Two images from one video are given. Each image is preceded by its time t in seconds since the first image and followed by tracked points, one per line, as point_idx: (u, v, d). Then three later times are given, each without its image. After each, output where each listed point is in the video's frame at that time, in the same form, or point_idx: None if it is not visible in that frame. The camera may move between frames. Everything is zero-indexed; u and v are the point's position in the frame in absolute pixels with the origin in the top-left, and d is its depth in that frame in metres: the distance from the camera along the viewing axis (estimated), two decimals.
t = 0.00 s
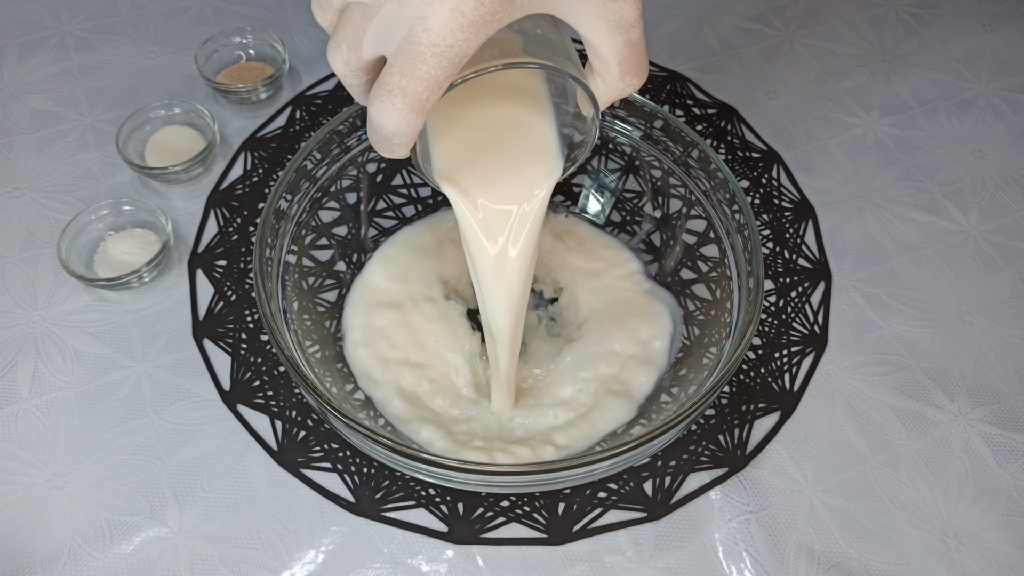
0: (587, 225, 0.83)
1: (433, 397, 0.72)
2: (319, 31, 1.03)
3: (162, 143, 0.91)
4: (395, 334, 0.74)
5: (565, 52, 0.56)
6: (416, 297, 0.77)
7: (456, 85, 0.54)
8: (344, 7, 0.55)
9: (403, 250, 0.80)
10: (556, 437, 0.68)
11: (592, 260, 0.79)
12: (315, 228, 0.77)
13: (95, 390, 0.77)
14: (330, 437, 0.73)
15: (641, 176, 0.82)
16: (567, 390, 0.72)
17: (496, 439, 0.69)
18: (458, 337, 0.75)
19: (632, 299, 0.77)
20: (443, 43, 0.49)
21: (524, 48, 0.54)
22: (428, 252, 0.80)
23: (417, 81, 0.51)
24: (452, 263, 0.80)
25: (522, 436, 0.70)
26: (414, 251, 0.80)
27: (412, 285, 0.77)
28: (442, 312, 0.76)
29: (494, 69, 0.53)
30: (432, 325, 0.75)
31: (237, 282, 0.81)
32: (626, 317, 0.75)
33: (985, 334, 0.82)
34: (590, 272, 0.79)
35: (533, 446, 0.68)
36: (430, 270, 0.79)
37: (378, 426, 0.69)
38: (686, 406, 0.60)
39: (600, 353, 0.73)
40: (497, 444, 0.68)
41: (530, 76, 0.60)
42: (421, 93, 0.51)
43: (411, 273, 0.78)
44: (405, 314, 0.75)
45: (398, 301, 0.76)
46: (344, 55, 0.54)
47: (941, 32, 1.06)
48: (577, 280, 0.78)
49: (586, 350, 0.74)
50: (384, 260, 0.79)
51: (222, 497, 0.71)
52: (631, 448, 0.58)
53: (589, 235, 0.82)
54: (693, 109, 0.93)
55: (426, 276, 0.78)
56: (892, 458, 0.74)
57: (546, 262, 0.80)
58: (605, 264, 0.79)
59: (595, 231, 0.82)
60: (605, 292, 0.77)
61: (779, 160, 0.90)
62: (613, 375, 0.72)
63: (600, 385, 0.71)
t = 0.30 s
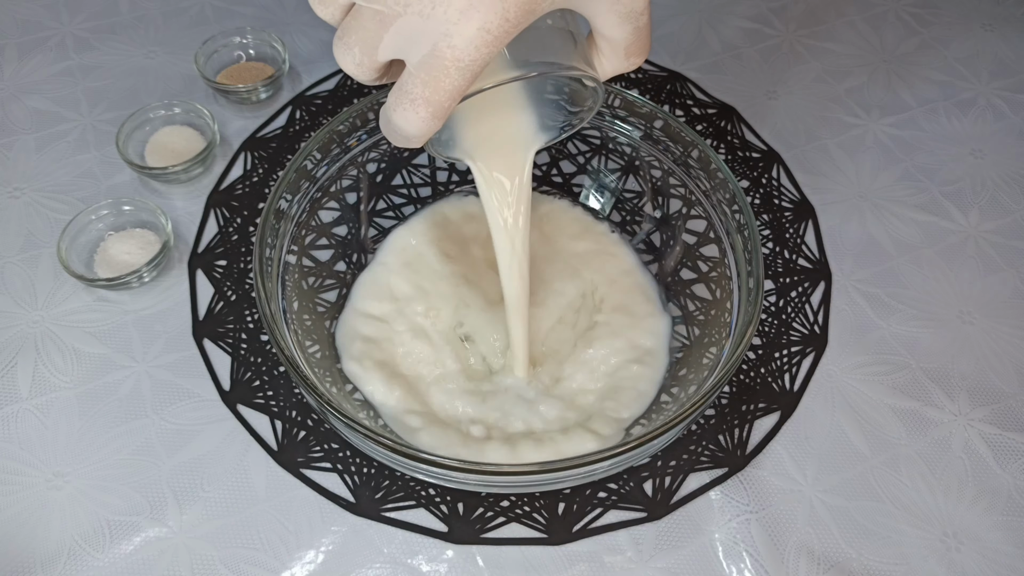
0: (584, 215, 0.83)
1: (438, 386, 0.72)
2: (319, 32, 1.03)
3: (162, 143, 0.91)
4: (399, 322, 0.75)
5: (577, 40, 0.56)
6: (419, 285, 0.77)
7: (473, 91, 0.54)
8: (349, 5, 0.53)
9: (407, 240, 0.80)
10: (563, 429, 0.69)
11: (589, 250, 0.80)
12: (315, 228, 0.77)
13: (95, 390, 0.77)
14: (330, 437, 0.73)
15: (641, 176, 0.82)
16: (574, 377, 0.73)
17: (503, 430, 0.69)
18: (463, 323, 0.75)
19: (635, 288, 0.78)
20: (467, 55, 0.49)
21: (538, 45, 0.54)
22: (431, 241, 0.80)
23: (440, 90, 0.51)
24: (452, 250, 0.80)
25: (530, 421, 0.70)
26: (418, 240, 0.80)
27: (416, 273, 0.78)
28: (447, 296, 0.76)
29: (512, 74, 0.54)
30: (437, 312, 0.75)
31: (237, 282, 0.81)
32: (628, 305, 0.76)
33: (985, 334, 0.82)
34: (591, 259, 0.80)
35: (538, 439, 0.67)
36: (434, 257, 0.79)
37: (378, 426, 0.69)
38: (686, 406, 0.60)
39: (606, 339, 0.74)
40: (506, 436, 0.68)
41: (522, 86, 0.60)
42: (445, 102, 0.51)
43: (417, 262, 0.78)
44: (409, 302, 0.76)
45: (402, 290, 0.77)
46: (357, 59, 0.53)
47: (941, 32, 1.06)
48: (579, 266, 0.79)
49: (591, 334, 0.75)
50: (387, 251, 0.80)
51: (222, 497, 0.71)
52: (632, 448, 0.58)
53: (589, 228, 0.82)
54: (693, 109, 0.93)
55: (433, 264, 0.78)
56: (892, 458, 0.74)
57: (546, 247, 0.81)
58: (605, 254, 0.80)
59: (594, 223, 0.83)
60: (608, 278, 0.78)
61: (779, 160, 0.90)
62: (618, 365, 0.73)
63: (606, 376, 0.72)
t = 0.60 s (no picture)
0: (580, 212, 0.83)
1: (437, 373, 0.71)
2: (319, 31, 1.03)
3: (162, 143, 0.91)
4: (400, 308, 0.75)
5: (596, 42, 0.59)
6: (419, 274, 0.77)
7: (501, 107, 0.57)
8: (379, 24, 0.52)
9: (410, 234, 0.80)
10: (564, 423, 0.69)
11: (586, 241, 0.80)
12: (315, 228, 0.77)
13: (95, 390, 0.77)
14: (330, 437, 0.73)
15: (641, 176, 0.82)
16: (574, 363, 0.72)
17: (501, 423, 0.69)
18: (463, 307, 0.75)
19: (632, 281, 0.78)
20: (502, 84, 0.51)
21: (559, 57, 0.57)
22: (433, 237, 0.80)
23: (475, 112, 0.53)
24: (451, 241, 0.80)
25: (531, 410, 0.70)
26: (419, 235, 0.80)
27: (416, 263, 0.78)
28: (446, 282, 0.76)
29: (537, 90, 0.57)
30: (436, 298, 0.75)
31: (237, 282, 0.81)
32: (625, 298, 0.76)
33: (985, 334, 0.82)
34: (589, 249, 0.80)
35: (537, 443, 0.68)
36: (437, 250, 0.79)
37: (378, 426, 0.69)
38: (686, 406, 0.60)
39: (606, 331, 0.74)
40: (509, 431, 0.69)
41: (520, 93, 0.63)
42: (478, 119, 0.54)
43: (417, 254, 0.79)
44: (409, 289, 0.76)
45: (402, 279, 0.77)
46: (390, 80, 0.54)
47: (940, 32, 1.06)
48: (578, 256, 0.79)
49: (591, 321, 0.74)
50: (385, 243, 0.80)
51: (223, 497, 0.71)
52: (632, 448, 0.58)
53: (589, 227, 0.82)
54: (693, 109, 0.93)
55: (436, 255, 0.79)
56: (892, 458, 0.74)
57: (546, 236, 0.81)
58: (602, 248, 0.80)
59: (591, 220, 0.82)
60: (606, 269, 0.78)
61: (779, 160, 0.90)
62: (616, 356, 0.73)
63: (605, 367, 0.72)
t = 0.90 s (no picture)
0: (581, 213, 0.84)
1: (437, 371, 0.72)
2: (319, 31, 1.03)
3: (163, 143, 0.91)
4: (401, 309, 0.76)
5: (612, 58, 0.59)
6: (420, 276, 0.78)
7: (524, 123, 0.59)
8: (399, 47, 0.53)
9: (412, 236, 0.81)
10: (564, 422, 0.69)
11: (586, 241, 0.81)
12: (315, 227, 0.77)
13: (95, 390, 0.77)
14: (330, 437, 0.73)
15: (640, 176, 0.82)
16: (573, 360, 0.72)
17: (501, 419, 0.69)
18: (463, 306, 0.75)
19: (633, 279, 0.78)
20: (522, 105, 0.53)
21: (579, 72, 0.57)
22: (436, 237, 0.81)
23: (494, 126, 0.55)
24: (451, 240, 0.81)
25: (530, 406, 0.70)
26: (421, 237, 0.81)
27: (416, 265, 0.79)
28: (446, 283, 0.77)
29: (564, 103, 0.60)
30: (436, 297, 0.76)
31: (237, 282, 0.81)
32: (625, 299, 0.77)
33: (985, 334, 0.82)
34: (589, 249, 0.80)
35: (537, 442, 0.68)
36: (438, 250, 0.80)
37: (377, 427, 0.69)
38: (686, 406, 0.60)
39: (605, 327, 0.74)
40: (509, 429, 0.69)
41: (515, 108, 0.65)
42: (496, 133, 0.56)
43: (418, 256, 0.80)
44: (410, 290, 0.77)
45: (404, 281, 0.78)
46: (411, 100, 0.55)
47: (940, 32, 1.06)
48: (578, 255, 0.80)
49: (591, 318, 0.75)
50: (388, 246, 0.81)
51: (223, 497, 0.71)
52: (632, 449, 0.58)
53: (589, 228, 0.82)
54: (693, 109, 0.93)
55: (437, 256, 0.79)
56: (892, 458, 0.74)
57: (546, 236, 0.81)
58: (603, 247, 0.81)
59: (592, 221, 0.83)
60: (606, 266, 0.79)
61: (779, 160, 0.90)
62: (616, 353, 0.73)
63: (604, 364, 0.72)
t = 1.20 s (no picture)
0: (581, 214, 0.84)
1: (438, 372, 0.72)
2: (319, 31, 1.03)
3: (162, 143, 0.91)
4: (401, 308, 0.76)
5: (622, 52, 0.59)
6: (419, 276, 0.78)
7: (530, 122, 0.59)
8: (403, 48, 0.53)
9: (411, 234, 0.81)
10: (563, 422, 0.69)
11: (585, 242, 0.81)
12: (315, 227, 0.77)
13: (95, 390, 0.77)
14: (330, 437, 0.73)
15: (641, 176, 0.82)
16: (572, 361, 0.72)
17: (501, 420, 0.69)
18: (463, 307, 0.76)
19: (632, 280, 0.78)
20: (526, 107, 0.53)
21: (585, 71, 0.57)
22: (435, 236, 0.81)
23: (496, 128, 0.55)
24: (451, 240, 0.81)
25: (528, 407, 0.70)
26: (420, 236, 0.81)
27: (416, 264, 0.79)
28: (446, 284, 0.77)
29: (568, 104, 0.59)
30: (435, 297, 0.76)
31: (237, 282, 0.81)
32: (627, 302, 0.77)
33: (985, 334, 0.82)
34: (588, 249, 0.80)
35: (536, 443, 0.68)
36: (437, 250, 0.80)
37: (377, 427, 0.69)
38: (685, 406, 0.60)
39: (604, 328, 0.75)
40: (508, 429, 0.69)
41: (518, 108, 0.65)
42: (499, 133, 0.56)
43: (418, 255, 0.80)
44: (409, 290, 0.77)
45: (404, 281, 0.78)
46: (415, 101, 0.55)
47: (940, 32, 1.06)
48: (577, 256, 0.80)
49: (589, 320, 0.75)
50: (387, 245, 0.81)
51: (223, 497, 0.71)
52: (632, 448, 0.58)
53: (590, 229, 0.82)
54: (693, 109, 0.93)
55: (436, 255, 0.80)
56: (892, 458, 0.74)
57: (545, 236, 0.81)
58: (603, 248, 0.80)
59: (591, 223, 0.83)
60: (605, 268, 0.79)
61: (779, 160, 0.90)
62: (615, 353, 0.73)
63: (603, 364, 0.72)
